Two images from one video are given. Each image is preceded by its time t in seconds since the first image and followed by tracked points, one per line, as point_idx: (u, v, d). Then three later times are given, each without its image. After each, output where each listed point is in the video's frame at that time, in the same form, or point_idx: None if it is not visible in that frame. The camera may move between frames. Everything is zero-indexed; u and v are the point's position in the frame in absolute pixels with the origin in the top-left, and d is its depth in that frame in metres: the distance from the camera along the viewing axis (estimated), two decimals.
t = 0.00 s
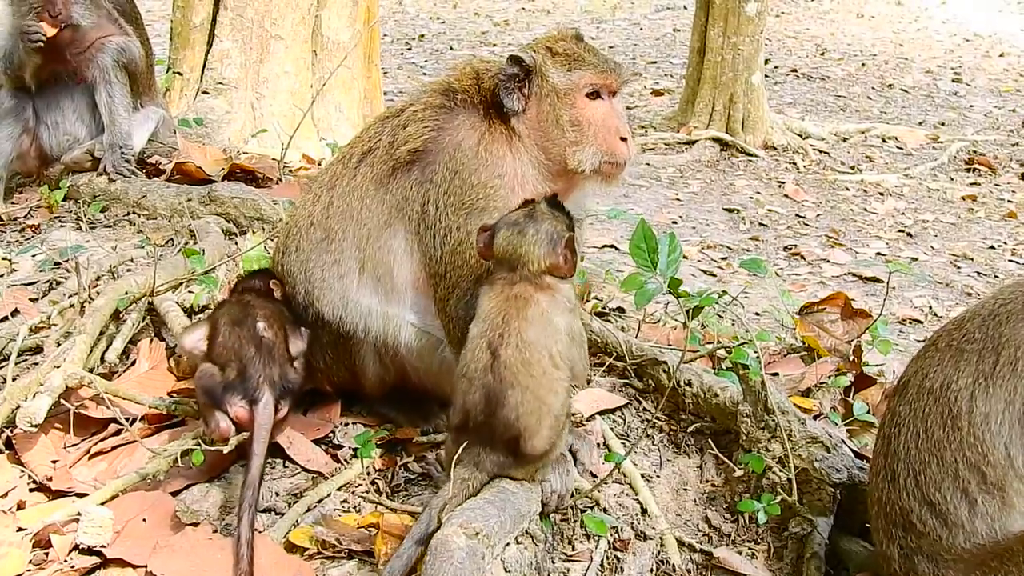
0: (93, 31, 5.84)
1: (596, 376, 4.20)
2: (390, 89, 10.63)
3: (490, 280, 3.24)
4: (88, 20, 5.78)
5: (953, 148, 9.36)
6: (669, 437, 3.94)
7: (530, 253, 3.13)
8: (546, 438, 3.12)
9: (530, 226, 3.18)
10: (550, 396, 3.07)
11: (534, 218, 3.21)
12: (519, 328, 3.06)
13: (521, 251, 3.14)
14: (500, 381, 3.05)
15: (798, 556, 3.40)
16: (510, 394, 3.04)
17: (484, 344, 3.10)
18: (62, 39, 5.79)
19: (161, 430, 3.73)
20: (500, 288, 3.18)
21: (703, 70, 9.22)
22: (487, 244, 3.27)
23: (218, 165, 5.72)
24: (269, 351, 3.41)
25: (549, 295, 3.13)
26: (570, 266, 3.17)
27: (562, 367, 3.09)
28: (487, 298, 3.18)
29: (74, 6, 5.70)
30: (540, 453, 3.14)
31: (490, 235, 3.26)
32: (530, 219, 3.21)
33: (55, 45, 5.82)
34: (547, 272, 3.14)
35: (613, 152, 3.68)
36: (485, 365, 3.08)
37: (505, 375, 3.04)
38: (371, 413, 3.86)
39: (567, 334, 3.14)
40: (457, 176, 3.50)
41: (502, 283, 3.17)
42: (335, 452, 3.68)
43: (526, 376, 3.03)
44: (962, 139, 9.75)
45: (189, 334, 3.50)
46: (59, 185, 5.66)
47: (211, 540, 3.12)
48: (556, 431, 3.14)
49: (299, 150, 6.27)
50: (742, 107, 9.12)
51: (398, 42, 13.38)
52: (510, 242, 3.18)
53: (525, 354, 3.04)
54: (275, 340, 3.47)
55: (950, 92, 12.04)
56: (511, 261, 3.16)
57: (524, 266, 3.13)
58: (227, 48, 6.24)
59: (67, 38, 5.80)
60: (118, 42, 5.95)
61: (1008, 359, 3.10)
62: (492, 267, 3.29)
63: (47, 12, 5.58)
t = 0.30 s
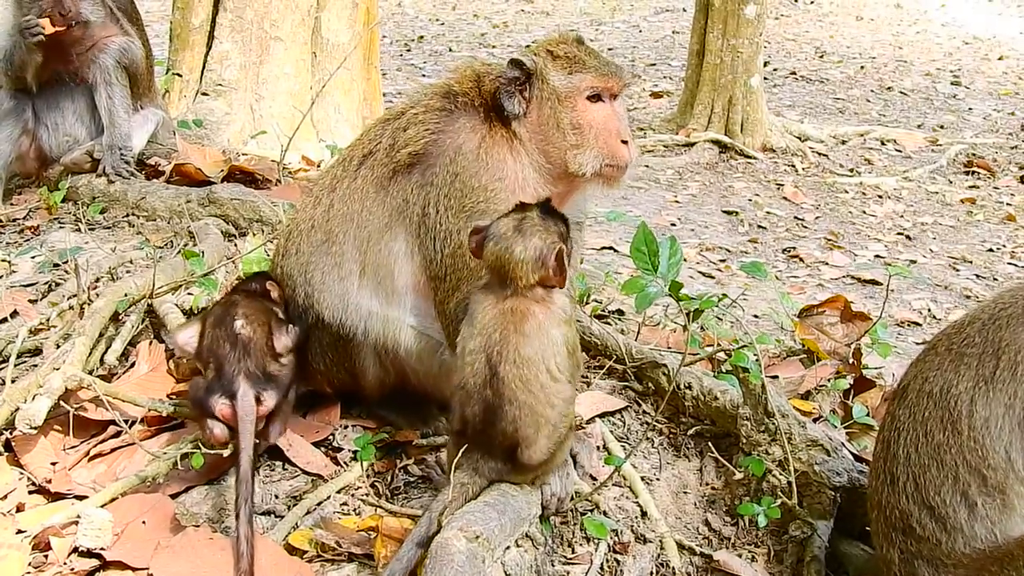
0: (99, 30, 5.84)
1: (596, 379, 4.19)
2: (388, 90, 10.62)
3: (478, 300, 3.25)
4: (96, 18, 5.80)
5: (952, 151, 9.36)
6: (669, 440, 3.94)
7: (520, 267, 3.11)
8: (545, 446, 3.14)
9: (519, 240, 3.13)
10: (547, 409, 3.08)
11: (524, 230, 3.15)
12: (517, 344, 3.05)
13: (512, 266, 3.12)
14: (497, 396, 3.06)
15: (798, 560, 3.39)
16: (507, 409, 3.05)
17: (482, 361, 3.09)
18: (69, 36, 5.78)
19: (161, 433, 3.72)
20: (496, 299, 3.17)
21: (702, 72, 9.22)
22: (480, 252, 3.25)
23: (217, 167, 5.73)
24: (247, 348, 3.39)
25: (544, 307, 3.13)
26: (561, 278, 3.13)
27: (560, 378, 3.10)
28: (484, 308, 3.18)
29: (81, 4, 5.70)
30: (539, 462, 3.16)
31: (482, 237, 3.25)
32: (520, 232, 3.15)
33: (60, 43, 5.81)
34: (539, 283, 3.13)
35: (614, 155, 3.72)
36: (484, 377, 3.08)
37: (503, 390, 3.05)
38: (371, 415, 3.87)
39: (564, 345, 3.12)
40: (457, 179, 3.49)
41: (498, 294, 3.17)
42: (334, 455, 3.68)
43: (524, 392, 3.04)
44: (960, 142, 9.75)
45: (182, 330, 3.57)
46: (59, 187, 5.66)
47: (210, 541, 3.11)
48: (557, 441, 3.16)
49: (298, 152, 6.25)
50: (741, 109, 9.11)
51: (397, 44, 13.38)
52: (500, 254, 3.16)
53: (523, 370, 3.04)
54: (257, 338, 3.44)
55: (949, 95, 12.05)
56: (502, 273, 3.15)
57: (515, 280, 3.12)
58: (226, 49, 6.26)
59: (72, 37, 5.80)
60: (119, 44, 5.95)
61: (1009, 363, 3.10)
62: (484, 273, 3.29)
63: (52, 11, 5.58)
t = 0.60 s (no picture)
0: (98, 35, 5.87)
1: (597, 384, 4.20)
2: (388, 91, 10.62)
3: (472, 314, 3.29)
4: (95, 23, 5.82)
5: (952, 151, 9.36)
6: (670, 445, 3.94)
7: (517, 286, 3.15)
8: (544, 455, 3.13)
9: (513, 259, 3.14)
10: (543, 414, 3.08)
11: (518, 247, 3.15)
12: (510, 353, 3.09)
13: (510, 284, 3.16)
14: (488, 402, 3.07)
15: (800, 566, 3.38)
16: (498, 415, 3.07)
17: (474, 368, 3.13)
18: (67, 41, 5.81)
19: (161, 440, 3.72)
20: (490, 309, 3.23)
21: (702, 73, 9.21)
22: (479, 263, 3.27)
23: (217, 171, 5.72)
24: (228, 315, 3.36)
25: (542, 320, 3.19)
26: (558, 291, 3.19)
27: (552, 391, 3.11)
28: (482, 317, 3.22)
29: (80, 8, 5.74)
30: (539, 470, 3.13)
31: (481, 249, 3.25)
32: (513, 251, 3.16)
33: (59, 48, 5.83)
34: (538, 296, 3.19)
35: (617, 161, 3.70)
36: (474, 379, 3.12)
37: (492, 395, 3.07)
38: (372, 421, 3.86)
39: (559, 360, 3.15)
40: (459, 186, 3.49)
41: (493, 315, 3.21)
42: (335, 461, 3.67)
43: (514, 399, 3.05)
44: (960, 142, 9.75)
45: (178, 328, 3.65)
46: (59, 191, 5.65)
47: (212, 548, 3.10)
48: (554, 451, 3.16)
49: (299, 155, 6.23)
50: (740, 110, 9.10)
51: (396, 45, 13.37)
52: (497, 272, 3.19)
53: (515, 379, 3.06)
54: (240, 308, 3.42)
55: (948, 95, 12.04)
56: (500, 291, 3.20)
57: (513, 296, 3.17)
58: (227, 53, 6.23)
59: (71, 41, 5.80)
60: (119, 47, 5.95)
61: (1005, 368, 3.12)
62: (477, 282, 3.34)
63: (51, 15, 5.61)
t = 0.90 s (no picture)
0: (96, 47, 5.87)
1: (597, 396, 4.18)
2: (392, 99, 10.63)
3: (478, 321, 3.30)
4: (92, 35, 5.82)
5: (955, 159, 9.34)
6: (670, 457, 3.91)
7: (528, 295, 3.18)
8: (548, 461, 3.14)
9: (525, 270, 3.17)
10: (543, 427, 3.12)
11: (528, 259, 3.19)
12: (514, 357, 3.13)
13: (519, 293, 3.18)
14: (494, 406, 3.09)
15: None
16: (504, 420, 3.08)
17: (479, 375, 3.15)
18: (65, 53, 5.82)
19: (159, 454, 3.70)
20: (493, 316, 3.25)
21: (705, 81, 9.21)
22: (485, 276, 3.29)
23: (219, 181, 5.74)
24: (197, 295, 3.41)
25: (546, 328, 3.22)
26: (566, 301, 3.23)
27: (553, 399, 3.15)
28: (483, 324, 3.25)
29: (76, 20, 5.74)
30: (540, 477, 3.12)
31: (488, 261, 3.28)
32: (523, 261, 3.19)
33: (58, 60, 5.85)
34: (547, 306, 3.22)
35: (614, 174, 3.70)
36: (479, 389, 3.13)
37: (498, 401, 3.09)
38: (371, 433, 3.85)
39: (561, 368, 3.19)
40: (458, 199, 3.50)
41: (496, 319, 3.23)
42: (334, 475, 3.67)
43: (518, 401, 3.08)
44: (964, 149, 9.73)
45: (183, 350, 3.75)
46: (60, 203, 5.68)
47: (211, 562, 3.10)
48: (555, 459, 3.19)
49: (301, 166, 6.25)
50: (744, 118, 9.09)
51: (402, 53, 13.40)
52: (506, 284, 3.20)
53: (518, 382, 3.10)
54: (215, 293, 3.47)
55: (952, 102, 12.03)
56: (509, 301, 3.21)
57: (523, 308, 3.20)
58: (229, 62, 6.28)
59: (69, 53, 5.82)
60: (120, 59, 5.96)
61: (996, 381, 3.09)
62: (488, 295, 3.32)
63: (48, 28, 5.64)
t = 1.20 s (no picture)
0: (93, 60, 5.87)
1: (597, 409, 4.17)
2: (387, 111, 10.63)
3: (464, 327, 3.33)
4: (86, 48, 5.80)
5: (951, 169, 9.37)
6: (671, 469, 3.91)
7: (515, 300, 3.19)
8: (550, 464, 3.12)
9: (514, 273, 3.20)
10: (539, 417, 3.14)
11: (519, 264, 3.22)
12: (502, 352, 3.17)
13: (507, 299, 3.20)
14: (489, 406, 3.12)
15: None
16: (500, 417, 3.11)
17: (471, 378, 3.18)
18: (62, 67, 5.81)
19: (160, 466, 3.70)
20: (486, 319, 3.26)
21: (701, 92, 9.23)
22: (474, 287, 3.29)
23: (217, 194, 5.72)
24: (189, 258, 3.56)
25: (534, 331, 3.24)
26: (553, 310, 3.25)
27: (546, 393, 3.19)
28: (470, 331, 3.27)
29: (70, 34, 5.71)
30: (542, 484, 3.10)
31: (478, 272, 3.29)
32: (514, 266, 3.22)
33: (53, 72, 5.83)
34: (531, 316, 3.22)
35: (614, 186, 3.69)
36: (473, 391, 3.16)
37: (493, 399, 3.13)
38: (371, 446, 3.85)
39: (551, 365, 3.25)
40: (457, 211, 3.48)
41: (485, 321, 3.26)
42: (334, 487, 3.67)
43: (514, 397, 3.12)
44: (959, 161, 9.75)
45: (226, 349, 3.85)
46: (57, 216, 5.67)
47: None
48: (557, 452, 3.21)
49: (298, 177, 6.24)
50: (739, 129, 9.10)
51: (397, 65, 13.40)
52: (496, 289, 3.21)
53: (506, 375, 3.14)
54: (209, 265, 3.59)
55: (947, 113, 12.06)
56: (497, 306, 3.22)
57: (508, 313, 3.21)
58: (225, 75, 6.25)
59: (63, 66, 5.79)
60: (118, 72, 5.97)
61: (997, 398, 3.13)
62: (475, 307, 3.33)
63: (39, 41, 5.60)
